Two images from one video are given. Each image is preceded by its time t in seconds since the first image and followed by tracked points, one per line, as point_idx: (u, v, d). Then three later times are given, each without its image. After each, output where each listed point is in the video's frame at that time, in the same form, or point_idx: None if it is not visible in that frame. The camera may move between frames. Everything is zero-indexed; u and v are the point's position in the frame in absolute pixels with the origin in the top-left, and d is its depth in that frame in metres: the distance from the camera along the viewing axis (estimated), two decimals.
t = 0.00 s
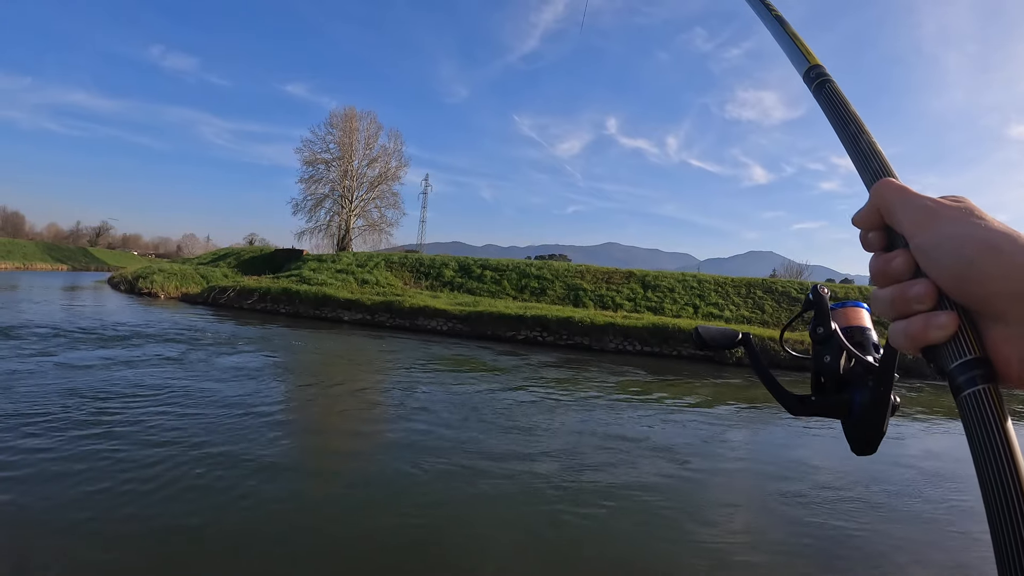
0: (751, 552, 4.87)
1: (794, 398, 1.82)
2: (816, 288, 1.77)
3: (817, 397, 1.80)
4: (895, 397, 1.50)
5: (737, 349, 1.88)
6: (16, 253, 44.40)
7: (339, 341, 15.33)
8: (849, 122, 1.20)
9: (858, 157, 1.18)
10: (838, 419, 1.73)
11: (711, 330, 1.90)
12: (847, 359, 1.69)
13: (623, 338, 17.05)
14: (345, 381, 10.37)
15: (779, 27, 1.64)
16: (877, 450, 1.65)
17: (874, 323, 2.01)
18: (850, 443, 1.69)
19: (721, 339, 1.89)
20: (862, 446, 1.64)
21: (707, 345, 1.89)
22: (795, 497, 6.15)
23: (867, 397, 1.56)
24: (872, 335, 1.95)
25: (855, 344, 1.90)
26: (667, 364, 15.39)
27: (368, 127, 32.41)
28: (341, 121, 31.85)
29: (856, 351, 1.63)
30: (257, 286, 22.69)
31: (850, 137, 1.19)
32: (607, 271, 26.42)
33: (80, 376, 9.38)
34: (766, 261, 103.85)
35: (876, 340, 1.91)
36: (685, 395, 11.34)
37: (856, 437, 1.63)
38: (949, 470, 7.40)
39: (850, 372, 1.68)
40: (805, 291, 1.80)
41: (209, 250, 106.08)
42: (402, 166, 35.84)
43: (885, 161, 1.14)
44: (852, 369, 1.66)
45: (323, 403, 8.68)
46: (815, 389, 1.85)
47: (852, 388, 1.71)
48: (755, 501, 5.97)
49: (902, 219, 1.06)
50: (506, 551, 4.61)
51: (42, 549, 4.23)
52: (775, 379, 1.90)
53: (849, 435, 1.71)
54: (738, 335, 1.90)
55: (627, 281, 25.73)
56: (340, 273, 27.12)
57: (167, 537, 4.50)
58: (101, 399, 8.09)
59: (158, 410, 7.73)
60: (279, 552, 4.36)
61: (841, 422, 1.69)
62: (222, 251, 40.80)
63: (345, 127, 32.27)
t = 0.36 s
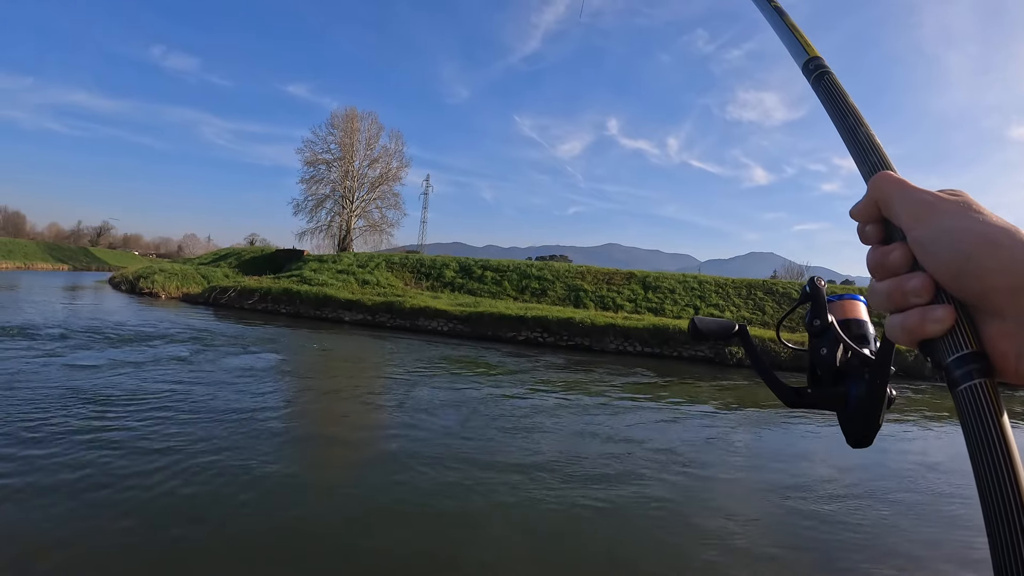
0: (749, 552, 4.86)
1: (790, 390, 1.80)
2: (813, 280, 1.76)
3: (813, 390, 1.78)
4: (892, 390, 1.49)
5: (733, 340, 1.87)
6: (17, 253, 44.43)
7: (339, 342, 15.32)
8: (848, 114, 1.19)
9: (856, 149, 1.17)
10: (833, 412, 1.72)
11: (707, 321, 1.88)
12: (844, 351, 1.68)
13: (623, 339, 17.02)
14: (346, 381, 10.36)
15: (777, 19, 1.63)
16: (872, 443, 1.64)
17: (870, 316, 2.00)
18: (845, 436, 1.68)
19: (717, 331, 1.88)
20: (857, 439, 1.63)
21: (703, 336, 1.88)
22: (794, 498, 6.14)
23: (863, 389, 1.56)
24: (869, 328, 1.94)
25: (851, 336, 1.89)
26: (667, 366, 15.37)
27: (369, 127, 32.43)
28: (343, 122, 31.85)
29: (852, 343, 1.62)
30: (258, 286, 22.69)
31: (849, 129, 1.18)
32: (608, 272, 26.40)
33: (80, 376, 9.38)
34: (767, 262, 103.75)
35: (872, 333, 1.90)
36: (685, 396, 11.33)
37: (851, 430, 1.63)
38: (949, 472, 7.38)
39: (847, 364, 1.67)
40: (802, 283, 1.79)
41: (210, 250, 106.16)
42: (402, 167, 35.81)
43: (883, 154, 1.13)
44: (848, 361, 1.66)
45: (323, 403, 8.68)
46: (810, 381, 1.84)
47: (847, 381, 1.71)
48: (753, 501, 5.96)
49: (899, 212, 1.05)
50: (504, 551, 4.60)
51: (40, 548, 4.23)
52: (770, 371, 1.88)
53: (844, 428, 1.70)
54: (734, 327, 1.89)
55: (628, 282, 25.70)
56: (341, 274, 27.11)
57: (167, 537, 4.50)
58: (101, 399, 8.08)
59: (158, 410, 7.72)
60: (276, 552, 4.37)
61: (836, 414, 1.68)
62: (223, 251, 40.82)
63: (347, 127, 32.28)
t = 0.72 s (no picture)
0: (748, 553, 4.86)
1: (789, 388, 1.80)
2: (813, 278, 1.75)
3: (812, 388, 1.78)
4: (889, 387, 1.49)
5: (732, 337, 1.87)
6: (17, 253, 44.43)
7: (340, 343, 15.32)
8: (847, 112, 1.19)
9: (855, 148, 1.17)
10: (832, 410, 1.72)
11: (706, 319, 1.89)
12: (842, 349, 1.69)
13: (624, 340, 17.01)
14: (346, 382, 10.36)
15: (776, 19, 1.63)
16: (870, 441, 1.64)
17: (869, 315, 2.00)
18: (844, 434, 1.68)
19: (716, 329, 1.88)
20: (855, 437, 1.63)
21: (702, 334, 1.88)
22: (794, 499, 6.15)
23: (861, 387, 1.56)
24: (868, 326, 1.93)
25: (850, 334, 1.88)
26: (667, 366, 15.37)
27: (370, 128, 32.44)
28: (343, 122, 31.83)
29: (851, 342, 1.61)
30: (258, 287, 22.69)
31: (848, 128, 1.18)
32: (609, 273, 26.40)
33: (81, 376, 9.37)
34: (767, 263, 103.69)
35: (871, 331, 1.90)
36: (686, 397, 11.32)
37: (849, 428, 1.62)
38: (949, 473, 7.38)
39: (846, 362, 1.67)
40: (801, 281, 1.79)
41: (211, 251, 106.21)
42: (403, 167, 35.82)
43: (882, 152, 1.12)
44: (847, 359, 1.65)
45: (323, 404, 8.67)
46: (809, 379, 1.84)
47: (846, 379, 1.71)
48: (753, 502, 5.96)
49: (898, 209, 1.05)
50: (504, 552, 4.61)
51: (40, 548, 4.23)
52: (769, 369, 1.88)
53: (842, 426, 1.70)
54: (734, 325, 1.89)
55: (628, 282, 25.69)
56: (341, 275, 27.12)
57: (165, 537, 4.50)
58: (101, 399, 8.08)
59: (158, 410, 7.72)
60: (276, 552, 4.37)
61: (835, 412, 1.68)
62: (223, 251, 40.84)
63: (347, 128, 32.28)
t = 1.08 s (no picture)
0: (749, 552, 4.86)
1: (788, 389, 1.79)
2: (812, 279, 1.75)
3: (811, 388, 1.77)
4: (889, 389, 1.48)
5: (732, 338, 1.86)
6: (19, 253, 44.44)
7: (341, 343, 15.32)
8: (846, 113, 1.18)
9: (854, 148, 1.16)
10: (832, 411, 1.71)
11: (705, 320, 1.88)
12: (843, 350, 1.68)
13: (624, 340, 17.00)
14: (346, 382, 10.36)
15: (775, 18, 1.63)
16: (870, 442, 1.63)
17: (869, 315, 1.99)
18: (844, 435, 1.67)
19: (716, 330, 1.87)
20: (855, 439, 1.62)
21: (701, 335, 1.87)
22: (794, 499, 6.15)
23: (861, 389, 1.55)
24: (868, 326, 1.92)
25: (849, 335, 1.88)
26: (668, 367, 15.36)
27: (370, 127, 32.43)
28: (344, 122, 31.82)
29: (850, 342, 1.61)
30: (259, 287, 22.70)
31: (847, 128, 1.17)
32: (609, 273, 26.40)
33: (81, 377, 9.37)
34: (768, 263, 103.62)
35: (871, 332, 1.89)
36: (686, 397, 11.32)
37: (849, 429, 1.62)
38: (949, 473, 7.37)
39: (846, 363, 1.66)
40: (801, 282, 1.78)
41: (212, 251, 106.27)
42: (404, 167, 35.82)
43: (882, 152, 1.12)
44: (846, 360, 1.64)
45: (324, 404, 8.67)
46: (809, 380, 1.83)
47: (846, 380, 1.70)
48: (754, 502, 5.96)
49: (898, 210, 1.04)
50: (504, 551, 4.61)
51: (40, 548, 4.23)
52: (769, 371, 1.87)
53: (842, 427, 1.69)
54: (733, 325, 1.88)
55: (629, 282, 25.66)
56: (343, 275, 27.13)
57: (165, 538, 4.50)
58: (102, 400, 8.08)
59: (159, 411, 7.72)
60: (277, 551, 4.38)
61: (835, 414, 1.67)
62: (225, 251, 40.84)
63: (348, 128, 32.25)
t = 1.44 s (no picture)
0: (748, 553, 4.85)
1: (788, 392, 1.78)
2: (813, 282, 1.74)
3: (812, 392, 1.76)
4: (890, 392, 1.47)
5: (732, 340, 1.84)
6: (19, 252, 44.42)
7: (341, 343, 15.31)
8: (848, 114, 1.17)
9: (856, 151, 1.15)
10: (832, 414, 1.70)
11: (705, 322, 1.86)
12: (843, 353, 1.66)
13: (625, 340, 16.99)
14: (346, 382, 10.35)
15: (777, 19, 1.61)
16: (869, 446, 1.62)
17: (869, 318, 1.98)
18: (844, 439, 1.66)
19: (716, 332, 1.86)
20: (856, 442, 1.60)
21: (701, 337, 1.86)
22: (794, 499, 6.13)
23: (862, 392, 1.53)
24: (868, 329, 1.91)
25: (849, 338, 1.86)
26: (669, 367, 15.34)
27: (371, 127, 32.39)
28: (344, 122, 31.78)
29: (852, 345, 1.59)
30: (260, 287, 22.68)
31: (849, 130, 1.16)
32: (610, 273, 26.38)
33: (81, 377, 9.35)
34: (769, 263, 103.53)
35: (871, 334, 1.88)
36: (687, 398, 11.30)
37: (849, 433, 1.60)
38: (950, 474, 7.35)
39: (846, 366, 1.65)
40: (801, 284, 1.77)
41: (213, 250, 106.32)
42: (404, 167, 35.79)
43: (883, 154, 1.10)
44: (847, 363, 1.63)
45: (324, 405, 8.66)
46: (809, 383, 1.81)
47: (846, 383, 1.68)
48: (754, 503, 5.94)
49: (900, 213, 1.03)
50: (502, 551, 4.60)
51: (39, 549, 4.22)
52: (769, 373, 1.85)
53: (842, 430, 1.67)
54: (734, 328, 1.86)
55: (630, 282, 25.63)
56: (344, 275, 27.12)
57: (164, 539, 4.49)
58: (102, 401, 8.07)
59: (159, 412, 7.71)
60: (275, 553, 4.37)
61: (835, 417, 1.66)
62: (226, 251, 40.84)
63: (349, 127, 32.21)
